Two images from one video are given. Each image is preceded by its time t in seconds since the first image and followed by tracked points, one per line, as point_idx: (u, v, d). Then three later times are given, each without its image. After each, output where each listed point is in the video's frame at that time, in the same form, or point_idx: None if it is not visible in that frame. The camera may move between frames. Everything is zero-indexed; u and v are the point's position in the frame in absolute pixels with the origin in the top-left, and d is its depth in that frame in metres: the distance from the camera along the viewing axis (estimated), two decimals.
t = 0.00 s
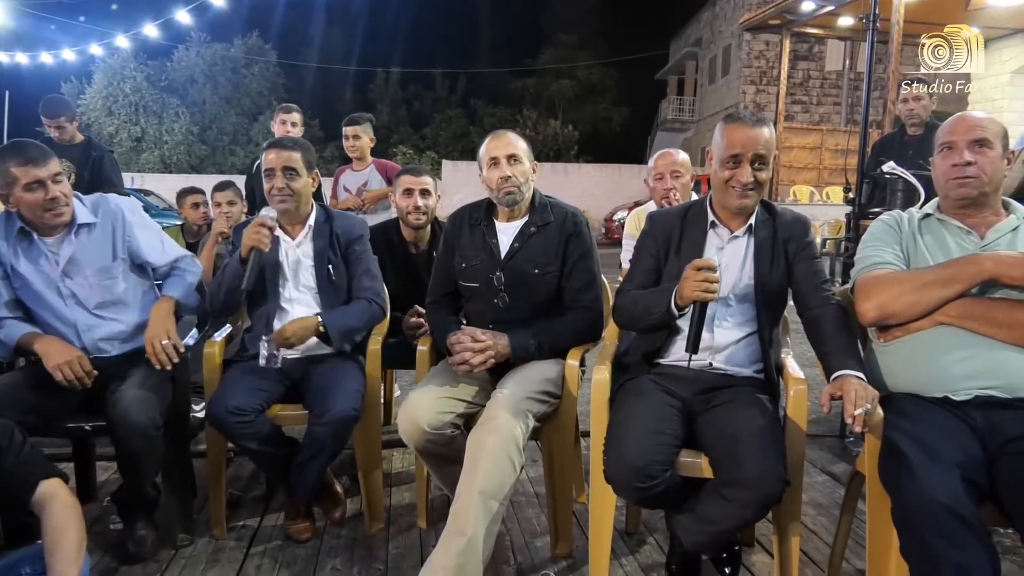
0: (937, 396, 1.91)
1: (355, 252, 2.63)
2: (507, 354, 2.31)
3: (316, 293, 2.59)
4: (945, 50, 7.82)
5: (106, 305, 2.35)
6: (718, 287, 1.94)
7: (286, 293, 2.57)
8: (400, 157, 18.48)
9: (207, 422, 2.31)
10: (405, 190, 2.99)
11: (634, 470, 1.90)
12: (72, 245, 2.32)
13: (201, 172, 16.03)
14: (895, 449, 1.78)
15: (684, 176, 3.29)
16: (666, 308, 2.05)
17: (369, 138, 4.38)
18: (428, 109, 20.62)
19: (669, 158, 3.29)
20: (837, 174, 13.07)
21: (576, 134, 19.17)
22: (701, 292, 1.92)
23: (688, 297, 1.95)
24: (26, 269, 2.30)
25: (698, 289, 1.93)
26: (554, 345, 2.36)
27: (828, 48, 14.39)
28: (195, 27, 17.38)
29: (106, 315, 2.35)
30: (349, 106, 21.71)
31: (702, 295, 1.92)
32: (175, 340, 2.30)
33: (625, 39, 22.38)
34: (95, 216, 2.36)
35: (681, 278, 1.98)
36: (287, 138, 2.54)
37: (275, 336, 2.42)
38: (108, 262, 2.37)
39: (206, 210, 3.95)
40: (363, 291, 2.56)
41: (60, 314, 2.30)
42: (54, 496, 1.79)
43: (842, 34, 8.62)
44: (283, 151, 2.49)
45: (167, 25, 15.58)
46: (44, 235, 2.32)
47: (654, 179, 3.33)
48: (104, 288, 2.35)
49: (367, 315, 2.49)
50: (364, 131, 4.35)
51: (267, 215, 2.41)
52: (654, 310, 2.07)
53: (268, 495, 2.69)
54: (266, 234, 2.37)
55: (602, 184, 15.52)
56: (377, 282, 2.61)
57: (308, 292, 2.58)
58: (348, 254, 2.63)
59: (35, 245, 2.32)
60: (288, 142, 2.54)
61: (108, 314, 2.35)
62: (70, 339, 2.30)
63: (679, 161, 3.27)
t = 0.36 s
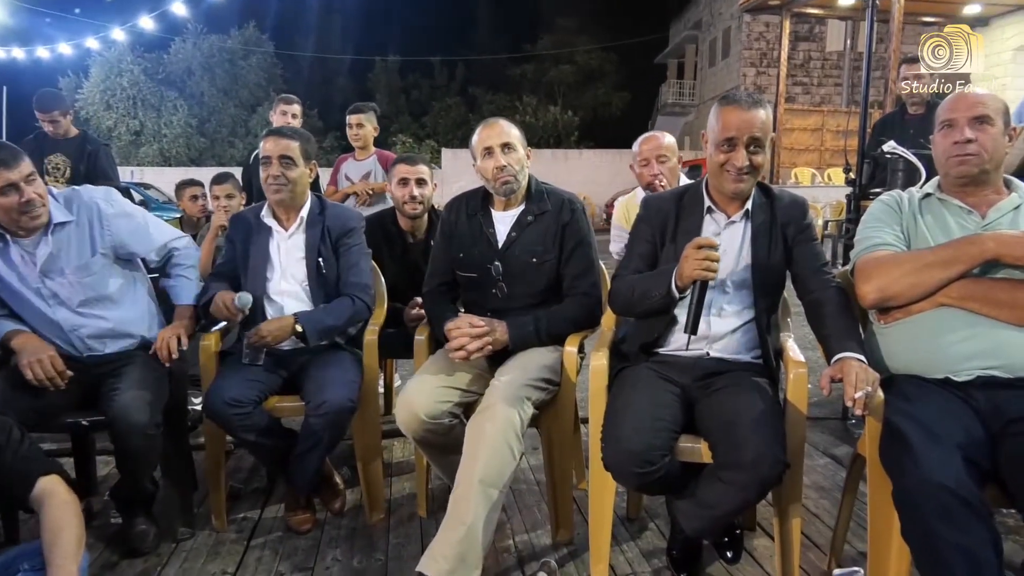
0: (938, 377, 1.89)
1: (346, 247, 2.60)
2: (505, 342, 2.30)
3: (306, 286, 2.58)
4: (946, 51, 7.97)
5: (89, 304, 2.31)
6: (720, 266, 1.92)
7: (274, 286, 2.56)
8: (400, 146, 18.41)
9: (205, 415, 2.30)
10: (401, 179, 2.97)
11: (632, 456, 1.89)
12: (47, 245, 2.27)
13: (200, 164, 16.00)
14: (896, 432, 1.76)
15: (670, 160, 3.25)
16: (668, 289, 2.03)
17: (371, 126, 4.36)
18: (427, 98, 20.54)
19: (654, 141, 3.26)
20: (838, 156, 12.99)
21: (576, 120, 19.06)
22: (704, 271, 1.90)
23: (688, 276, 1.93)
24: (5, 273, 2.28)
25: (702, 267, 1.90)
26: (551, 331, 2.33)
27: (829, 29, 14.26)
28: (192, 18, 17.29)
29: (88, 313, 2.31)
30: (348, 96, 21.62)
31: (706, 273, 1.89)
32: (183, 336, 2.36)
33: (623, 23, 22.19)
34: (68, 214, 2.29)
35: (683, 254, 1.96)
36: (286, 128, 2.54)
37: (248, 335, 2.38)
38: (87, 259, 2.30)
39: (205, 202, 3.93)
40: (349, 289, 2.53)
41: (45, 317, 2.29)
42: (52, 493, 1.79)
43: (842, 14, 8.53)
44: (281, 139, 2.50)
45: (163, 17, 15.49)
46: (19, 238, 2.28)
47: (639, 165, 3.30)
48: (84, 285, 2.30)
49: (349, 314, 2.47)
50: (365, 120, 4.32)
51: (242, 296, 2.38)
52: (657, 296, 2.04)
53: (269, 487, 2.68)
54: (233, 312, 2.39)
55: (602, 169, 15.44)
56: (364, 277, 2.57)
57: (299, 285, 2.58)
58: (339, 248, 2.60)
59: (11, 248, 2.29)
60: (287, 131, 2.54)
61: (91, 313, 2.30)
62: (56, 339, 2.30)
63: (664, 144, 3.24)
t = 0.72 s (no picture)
0: (925, 372, 1.90)
1: (338, 255, 2.61)
2: (494, 345, 2.31)
3: (297, 295, 2.59)
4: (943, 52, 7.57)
5: (74, 318, 2.29)
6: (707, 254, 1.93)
7: (264, 294, 2.57)
8: (392, 151, 18.41)
9: (197, 425, 2.31)
10: (389, 186, 2.99)
11: (623, 456, 1.90)
12: (28, 261, 2.25)
13: (192, 173, 15.98)
14: (884, 426, 1.77)
15: (641, 167, 3.26)
16: (638, 269, 2.03)
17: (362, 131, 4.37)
18: (418, 102, 20.58)
19: (626, 148, 3.26)
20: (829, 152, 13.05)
21: (568, 121, 19.07)
22: (694, 253, 1.90)
23: (676, 257, 1.93)
24: None
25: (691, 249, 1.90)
26: (541, 333, 2.34)
27: (818, 25, 14.32)
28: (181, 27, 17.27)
29: (74, 327, 2.29)
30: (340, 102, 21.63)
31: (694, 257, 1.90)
32: (174, 347, 2.37)
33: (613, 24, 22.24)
34: (46, 228, 2.26)
35: (672, 235, 1.96)
36: (268, 138, 2.53)
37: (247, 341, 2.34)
38: (69, 272, 2.27)
39: (195, 211, 3.91)
40: (345, 296, 2.54)
41: (31, 333, 2.28)
42: (43, 503, 1.78)
43: (829, 11, 8.55)
44: (264, 151, 2.48)
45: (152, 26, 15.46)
46: None
47: (611, 173, 3.32)
48: (67, 299, 2.27)
49: (344, 321, 2.48)
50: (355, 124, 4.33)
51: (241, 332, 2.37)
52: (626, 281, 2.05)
53: (263, 496, 2.69)
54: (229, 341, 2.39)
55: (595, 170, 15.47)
56: (361, 286, 2.59)
57: (289, 293, 2.58)
58: (331, 256, 2.61)
59: None
60: (273, 141, 2.54)
61: (76, 327, 2.28)
62: (43, 354, 2.29)
63: (636, 152, 3.25)
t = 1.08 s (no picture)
0: (921, 375, 1.91)
1: (339, 267, 2.64)
2: (494, 353, 2.32)
3: (298, 305, 2.61)
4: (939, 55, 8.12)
5: (74, 330, 2.31)
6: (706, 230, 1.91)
7: (266, 305, 2.59)
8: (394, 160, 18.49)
9: (200, 436, 2.32)
10: (389, 196, 3.01)
11: (623, 460, 1.90)
12: (27, 274, 2.26)
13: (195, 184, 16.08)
14: (880, 430, 1.78)
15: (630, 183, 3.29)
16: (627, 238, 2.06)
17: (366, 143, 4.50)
18: (419, 111, 20.68)
19: (615, 165, 3.29)
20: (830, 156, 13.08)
21: (569, 129, 19.12)
22: (694, 222, 1.88)
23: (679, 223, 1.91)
24: None
25: (691, 219, 1.89)
26: (540, 340, 2.36)
27: (817, 30, 14.36)
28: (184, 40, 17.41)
29: (74, 340, 2.31)
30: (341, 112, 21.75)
31: (694, 226, 1.88)
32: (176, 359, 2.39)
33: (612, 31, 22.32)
34: (45, 241, 2.28)
35: (676, 202, 1.94)
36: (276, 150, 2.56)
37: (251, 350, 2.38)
38: (68, 285, 2.29)
39: (196, 223, 3.93)
40: (344, 306, 2.56)
41: (32, 346, 2.30)
42: (46, 514, 1.81)
43: (828, 15, 8.58)
44: (273, 162, 2.51)
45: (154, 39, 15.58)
46: None
47: (601, 189, 3.35)
48: (67, 312, 2.29)
49: (345, 331, 2.51)
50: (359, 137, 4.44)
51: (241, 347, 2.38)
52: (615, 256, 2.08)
53: (266, 506, 2.70)
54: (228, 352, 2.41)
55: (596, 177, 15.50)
56: (362, 298, 2.61)
57: (289, 304, 2.60)
58: (332, 267, 2.63)
59: None
60: (279, 153, 2.56)
61: (76, 340, 2.30)
62: (45, 366, 2.31)
63: (625, 168, 3.28)
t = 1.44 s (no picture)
0: (881, 366, 1.95)
1: (306, 268, 2.60)
2: (461, 353, 2.32)
3: (264, 307, 2.57)
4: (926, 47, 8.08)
5: (24, 328, 2.26)
6: (669, 212, 1.91)
7: (231, 307, 2.56)
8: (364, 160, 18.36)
9: (163, 440, 2.28)
10: (355, 197, 2.99)
11: (591, 458, 1.91)
12: None
13: (160, 186, 15.81)
14: (841, 422, 1.81)
15: (593, 162, 3.32)
16: (598, 239, 2.07)
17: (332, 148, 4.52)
18: (389, 111, 20.58)
19: (578, 144, 3.33)
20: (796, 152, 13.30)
21: (539, 127, 19.15)
22: (656, 204, 1.88)
23: (640, 209, 1.91)
24: None
25: (654, 202, 1.88)
26: (508, 339, 2.36)
27: (783, 28, 14.56)
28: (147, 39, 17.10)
29: (23, 338, 2.26)
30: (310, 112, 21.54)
31: (658, 208, 1.87)
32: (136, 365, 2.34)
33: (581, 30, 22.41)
34: None
35: (636, 190, 1.95)
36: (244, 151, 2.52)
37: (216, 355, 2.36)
38: (17, 280, 2.23)
39: (160, 225, 3.86)
40: (310, 308, 2.53)
41: None
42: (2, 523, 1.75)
43: (792, 14, 8.69)
44: (242, 165, 2.47)
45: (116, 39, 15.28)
46: None
47: (565, 169, 3.37)
48: (16, 309, 2.23)
49: (311, 333, 2.48)
50: (320, 142, 4.46)
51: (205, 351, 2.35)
52: (588, 260, 2.08)
53: (233, 510, 2.66)
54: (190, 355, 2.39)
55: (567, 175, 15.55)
56: (328, 299, 2.59)
57: (253, 306, 2.56)
58: (298, 269, 2.60)
59: None
60: (247, 154, 2.53)
61: (26, 338, 2.25)
62: None
63: (588, 147, 3.31)
